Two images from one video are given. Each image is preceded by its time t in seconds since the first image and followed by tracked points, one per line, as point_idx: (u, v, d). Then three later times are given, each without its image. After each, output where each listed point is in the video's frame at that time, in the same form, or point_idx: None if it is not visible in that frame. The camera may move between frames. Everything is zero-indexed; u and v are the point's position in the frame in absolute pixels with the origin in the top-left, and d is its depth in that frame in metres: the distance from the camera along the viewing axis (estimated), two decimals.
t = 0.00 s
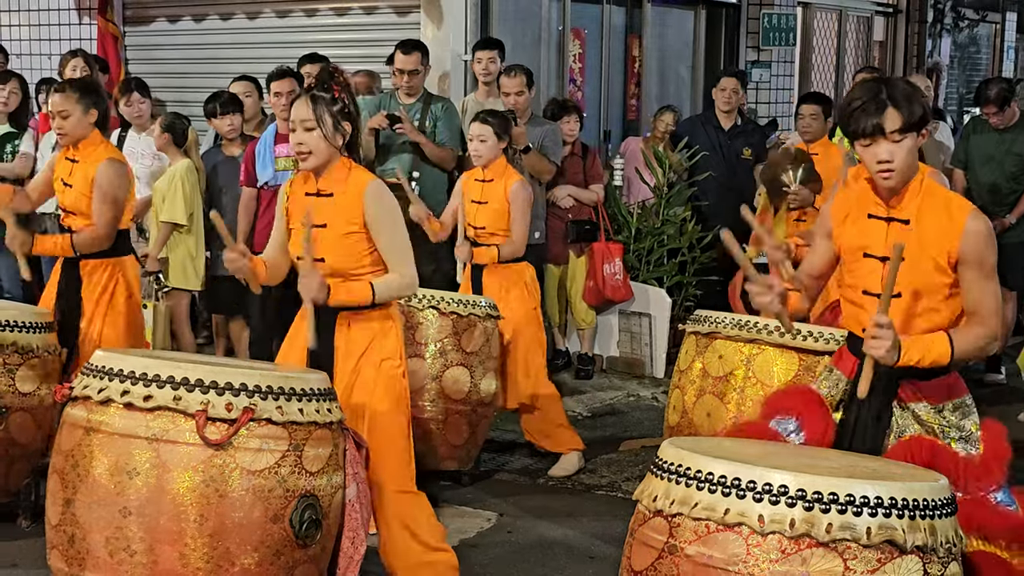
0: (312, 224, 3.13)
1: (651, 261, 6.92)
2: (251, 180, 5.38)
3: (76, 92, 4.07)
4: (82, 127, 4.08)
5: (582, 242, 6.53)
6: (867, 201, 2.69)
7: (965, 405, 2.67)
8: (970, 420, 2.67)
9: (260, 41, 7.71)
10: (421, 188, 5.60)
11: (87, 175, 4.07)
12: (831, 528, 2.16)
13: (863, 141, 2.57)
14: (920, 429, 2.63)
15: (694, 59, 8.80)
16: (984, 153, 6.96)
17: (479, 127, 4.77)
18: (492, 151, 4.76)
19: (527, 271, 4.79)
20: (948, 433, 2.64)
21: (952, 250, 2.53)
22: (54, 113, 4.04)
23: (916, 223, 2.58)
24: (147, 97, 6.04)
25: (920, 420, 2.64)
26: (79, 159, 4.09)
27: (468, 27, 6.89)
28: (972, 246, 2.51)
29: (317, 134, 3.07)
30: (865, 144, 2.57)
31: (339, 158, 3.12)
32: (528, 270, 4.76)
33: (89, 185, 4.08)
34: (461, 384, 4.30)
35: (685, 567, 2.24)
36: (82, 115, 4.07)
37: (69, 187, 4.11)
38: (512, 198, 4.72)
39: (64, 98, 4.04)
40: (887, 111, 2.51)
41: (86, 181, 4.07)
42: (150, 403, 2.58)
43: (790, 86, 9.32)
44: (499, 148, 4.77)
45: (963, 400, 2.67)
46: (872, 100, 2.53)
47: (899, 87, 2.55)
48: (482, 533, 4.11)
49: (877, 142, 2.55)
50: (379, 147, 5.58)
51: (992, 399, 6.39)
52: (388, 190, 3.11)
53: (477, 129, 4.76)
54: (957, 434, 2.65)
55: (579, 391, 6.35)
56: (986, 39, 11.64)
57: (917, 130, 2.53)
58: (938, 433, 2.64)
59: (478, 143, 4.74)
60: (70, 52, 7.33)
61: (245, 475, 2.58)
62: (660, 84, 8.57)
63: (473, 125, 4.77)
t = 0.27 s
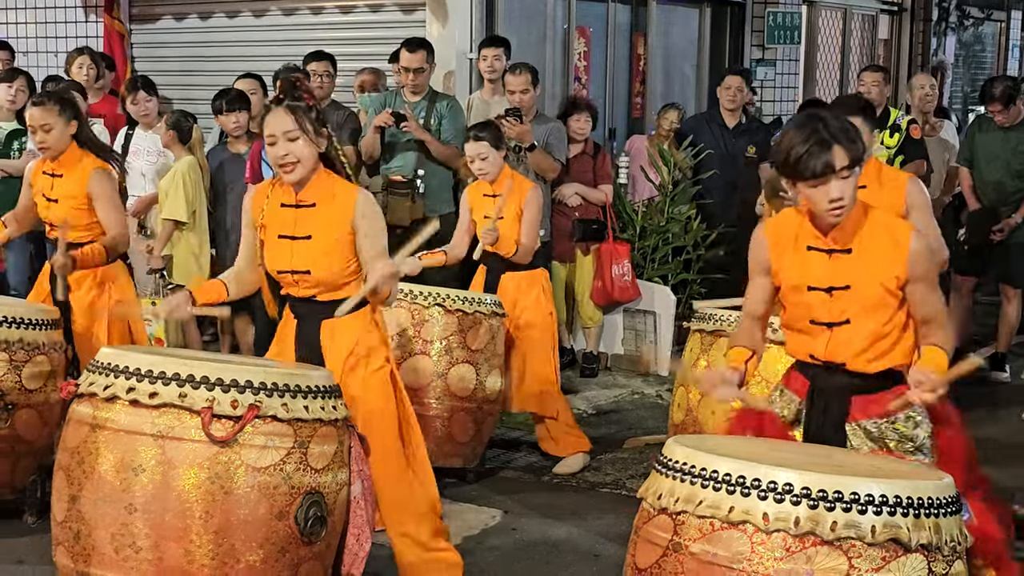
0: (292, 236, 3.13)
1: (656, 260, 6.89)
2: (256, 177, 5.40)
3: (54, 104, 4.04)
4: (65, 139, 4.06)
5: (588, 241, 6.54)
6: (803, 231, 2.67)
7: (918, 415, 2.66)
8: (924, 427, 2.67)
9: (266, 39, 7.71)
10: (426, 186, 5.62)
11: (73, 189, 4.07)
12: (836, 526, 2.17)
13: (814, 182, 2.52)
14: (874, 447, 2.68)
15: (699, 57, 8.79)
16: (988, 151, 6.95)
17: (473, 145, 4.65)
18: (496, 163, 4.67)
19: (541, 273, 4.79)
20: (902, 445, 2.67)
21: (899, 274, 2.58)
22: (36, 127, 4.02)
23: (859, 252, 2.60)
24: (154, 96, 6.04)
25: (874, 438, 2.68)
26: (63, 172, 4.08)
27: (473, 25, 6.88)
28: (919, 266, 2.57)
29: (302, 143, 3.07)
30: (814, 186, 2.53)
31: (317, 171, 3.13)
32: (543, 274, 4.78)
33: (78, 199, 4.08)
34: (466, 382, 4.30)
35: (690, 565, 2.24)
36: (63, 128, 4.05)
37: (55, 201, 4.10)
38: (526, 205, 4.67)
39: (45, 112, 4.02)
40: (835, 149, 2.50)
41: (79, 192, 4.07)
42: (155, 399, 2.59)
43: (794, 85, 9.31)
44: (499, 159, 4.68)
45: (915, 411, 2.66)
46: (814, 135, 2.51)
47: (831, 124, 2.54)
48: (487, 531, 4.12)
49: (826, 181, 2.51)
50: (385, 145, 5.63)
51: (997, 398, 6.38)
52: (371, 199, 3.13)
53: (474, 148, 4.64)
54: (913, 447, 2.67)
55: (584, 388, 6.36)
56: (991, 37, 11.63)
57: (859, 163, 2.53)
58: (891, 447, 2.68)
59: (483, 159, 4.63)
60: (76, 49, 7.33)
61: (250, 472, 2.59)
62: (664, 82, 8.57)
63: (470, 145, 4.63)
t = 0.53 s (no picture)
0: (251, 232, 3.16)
1: (661, 258, 6.91)
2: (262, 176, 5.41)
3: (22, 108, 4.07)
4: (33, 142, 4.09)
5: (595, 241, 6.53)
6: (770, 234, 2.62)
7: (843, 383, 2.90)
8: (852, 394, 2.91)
9: (271, 38, 7.71)
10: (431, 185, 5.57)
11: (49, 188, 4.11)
12: (841, 527, 2.16)
13: (782, 180, 2.51)
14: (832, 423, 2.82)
15: (704, 56, 8.77)
16: (994, 150, 6.94)
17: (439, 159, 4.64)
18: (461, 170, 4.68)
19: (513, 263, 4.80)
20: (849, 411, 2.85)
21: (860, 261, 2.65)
22: (7, 132, 4.04)
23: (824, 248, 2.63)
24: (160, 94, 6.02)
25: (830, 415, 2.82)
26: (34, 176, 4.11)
27: (478, 23, 6.88)
28: (878, 252, 2.63)
29: (252, 139, 3.12)
30: (779, 185, 2.53)
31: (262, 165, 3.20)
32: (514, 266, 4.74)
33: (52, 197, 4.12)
34: (471, 380, 4.29)
35: (695, 565, 2.23)
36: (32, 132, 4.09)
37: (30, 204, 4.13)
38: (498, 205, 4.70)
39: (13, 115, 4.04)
40: (798, 146, 2.51)
41: (52, 192, 4.12)
42: (158, 398, 2.59)
43: (799, 84, 9.29)
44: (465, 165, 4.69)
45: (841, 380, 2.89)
46: (773, 133, 2.53)
47: (785, 121, 2.56)
48: (491, 530, 4.11)
49: (795, 177, 2.51)
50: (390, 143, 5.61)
51: (1002, 397, 6.36)
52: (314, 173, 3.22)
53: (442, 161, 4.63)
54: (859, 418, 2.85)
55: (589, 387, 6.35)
56: (997, 37, 11.62)
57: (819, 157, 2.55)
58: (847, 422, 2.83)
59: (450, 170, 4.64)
60: (81, 48, 7.33)
61: (254, 471, 2.58)
62: (670, 81, 8.55)
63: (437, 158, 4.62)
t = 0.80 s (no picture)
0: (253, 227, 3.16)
1: (664, 259, 6.88)
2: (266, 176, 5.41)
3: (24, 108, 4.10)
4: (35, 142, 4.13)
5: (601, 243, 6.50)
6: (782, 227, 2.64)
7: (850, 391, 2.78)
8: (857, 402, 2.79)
9: (274, 37, 7.72)
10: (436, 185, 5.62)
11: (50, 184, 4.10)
12: (844, 528, 2.16)
13: (796, 172, 2.51)
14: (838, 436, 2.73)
15: (708, 57, 8.77)
16: (998, 152, 6.93)
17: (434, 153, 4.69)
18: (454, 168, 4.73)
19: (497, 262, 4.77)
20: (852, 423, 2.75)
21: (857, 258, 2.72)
22: (7, 132, 4.07)
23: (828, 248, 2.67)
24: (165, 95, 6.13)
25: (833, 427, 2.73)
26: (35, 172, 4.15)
27: (482, 23, 6.87)
28: (875, 255, 2.72)
29: (256, 139, 3.11)
30: (797, 176, 2.51)
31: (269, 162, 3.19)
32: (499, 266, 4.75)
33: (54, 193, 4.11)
34: (474, 381, 4.29)
35: (698, 565, 2.23)
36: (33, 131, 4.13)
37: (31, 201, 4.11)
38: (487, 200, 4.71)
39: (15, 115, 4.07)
40: (826, 141, 2.49)
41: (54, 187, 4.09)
42: (162, 398, 2.59)
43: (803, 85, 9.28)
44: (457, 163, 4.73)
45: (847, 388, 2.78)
46: (803, 127, 2.49)
47: (814, 116, 2.54)
48: (494, 530, 4.11)
49: (812, 172, 2.50)
50: (395, 144, 5.63)
51: (1006, 399, 6.36)
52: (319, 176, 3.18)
53: (435, 154, 4.68)
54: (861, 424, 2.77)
55: (592, 388, 6.35)
56: (1001, 38, 11.61)
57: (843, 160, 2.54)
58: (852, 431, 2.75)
59: (442, 167, 4.69)
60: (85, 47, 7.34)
61: (257, 471, 2.59)
62: (673, 82, 8.55)
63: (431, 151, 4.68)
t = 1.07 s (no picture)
0: (299, 242, 3.11)
1: (666, 261, 6.89)
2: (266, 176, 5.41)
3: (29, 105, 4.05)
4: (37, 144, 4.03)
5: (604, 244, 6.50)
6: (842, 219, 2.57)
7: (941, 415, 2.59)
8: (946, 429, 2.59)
9: (276, 37, 7.72)
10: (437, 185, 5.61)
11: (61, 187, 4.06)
12: (845, 529, 2.16)
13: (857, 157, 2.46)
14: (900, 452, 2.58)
15: (710, 58, 8.77)
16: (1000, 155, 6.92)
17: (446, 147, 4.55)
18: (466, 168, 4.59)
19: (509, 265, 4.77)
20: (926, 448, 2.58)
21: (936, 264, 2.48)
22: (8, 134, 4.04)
23: (895, 245, 2.51)
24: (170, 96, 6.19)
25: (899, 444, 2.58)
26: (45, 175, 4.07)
27: (484, 23, 6.87)
28: (960, 256, 2.47)
29: (286, 148, 3.06)
30: (856, 160, 2.46)
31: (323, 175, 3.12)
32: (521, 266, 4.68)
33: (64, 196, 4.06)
34: (475, 381, 4.29)
35: (698, 566, 2.23)
36: (33, 134, 4.03)
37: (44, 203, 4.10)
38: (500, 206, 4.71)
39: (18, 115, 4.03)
40: (896, 142, 2.40)
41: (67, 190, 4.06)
42: (164, 397, 2.59)
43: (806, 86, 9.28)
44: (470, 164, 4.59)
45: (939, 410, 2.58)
46: (880, 123, 2.42)
47: (912, 115, 2.45)
48: (495, 530, 4.11)
49: (866, 162, 2.45)
50: (396, 145, 5.62)
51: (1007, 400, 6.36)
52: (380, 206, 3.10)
53: (446, 150, 4.54)
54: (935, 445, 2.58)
55: (593, 388, 6.35)
56: (1003, 39, 11.59)
57: (915, 167, 2.44)
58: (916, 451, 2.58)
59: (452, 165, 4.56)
60: (87, 46, 7.35)
61: (258, 470, 2.59)
62: (675, 83, 8.55)
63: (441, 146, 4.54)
